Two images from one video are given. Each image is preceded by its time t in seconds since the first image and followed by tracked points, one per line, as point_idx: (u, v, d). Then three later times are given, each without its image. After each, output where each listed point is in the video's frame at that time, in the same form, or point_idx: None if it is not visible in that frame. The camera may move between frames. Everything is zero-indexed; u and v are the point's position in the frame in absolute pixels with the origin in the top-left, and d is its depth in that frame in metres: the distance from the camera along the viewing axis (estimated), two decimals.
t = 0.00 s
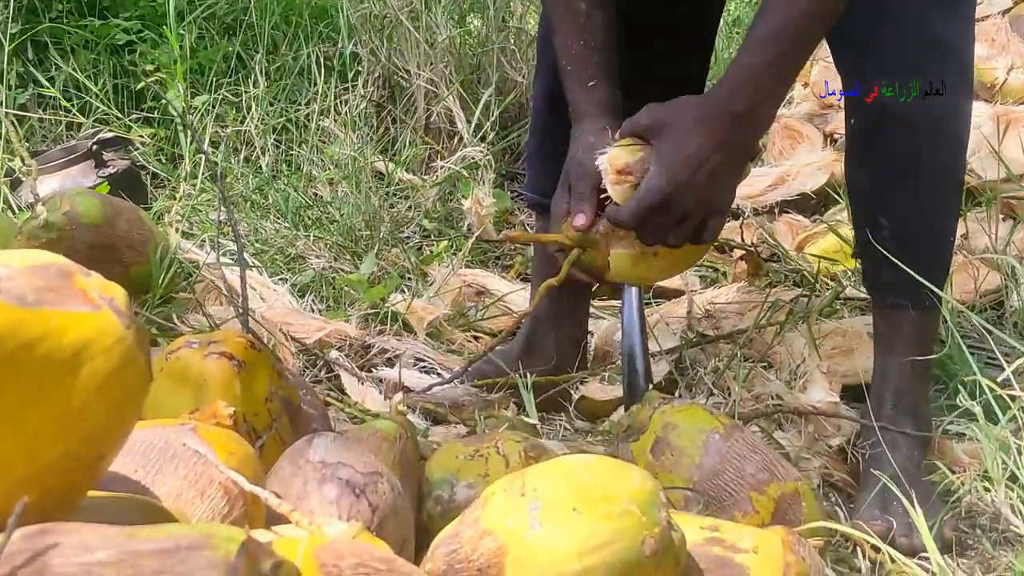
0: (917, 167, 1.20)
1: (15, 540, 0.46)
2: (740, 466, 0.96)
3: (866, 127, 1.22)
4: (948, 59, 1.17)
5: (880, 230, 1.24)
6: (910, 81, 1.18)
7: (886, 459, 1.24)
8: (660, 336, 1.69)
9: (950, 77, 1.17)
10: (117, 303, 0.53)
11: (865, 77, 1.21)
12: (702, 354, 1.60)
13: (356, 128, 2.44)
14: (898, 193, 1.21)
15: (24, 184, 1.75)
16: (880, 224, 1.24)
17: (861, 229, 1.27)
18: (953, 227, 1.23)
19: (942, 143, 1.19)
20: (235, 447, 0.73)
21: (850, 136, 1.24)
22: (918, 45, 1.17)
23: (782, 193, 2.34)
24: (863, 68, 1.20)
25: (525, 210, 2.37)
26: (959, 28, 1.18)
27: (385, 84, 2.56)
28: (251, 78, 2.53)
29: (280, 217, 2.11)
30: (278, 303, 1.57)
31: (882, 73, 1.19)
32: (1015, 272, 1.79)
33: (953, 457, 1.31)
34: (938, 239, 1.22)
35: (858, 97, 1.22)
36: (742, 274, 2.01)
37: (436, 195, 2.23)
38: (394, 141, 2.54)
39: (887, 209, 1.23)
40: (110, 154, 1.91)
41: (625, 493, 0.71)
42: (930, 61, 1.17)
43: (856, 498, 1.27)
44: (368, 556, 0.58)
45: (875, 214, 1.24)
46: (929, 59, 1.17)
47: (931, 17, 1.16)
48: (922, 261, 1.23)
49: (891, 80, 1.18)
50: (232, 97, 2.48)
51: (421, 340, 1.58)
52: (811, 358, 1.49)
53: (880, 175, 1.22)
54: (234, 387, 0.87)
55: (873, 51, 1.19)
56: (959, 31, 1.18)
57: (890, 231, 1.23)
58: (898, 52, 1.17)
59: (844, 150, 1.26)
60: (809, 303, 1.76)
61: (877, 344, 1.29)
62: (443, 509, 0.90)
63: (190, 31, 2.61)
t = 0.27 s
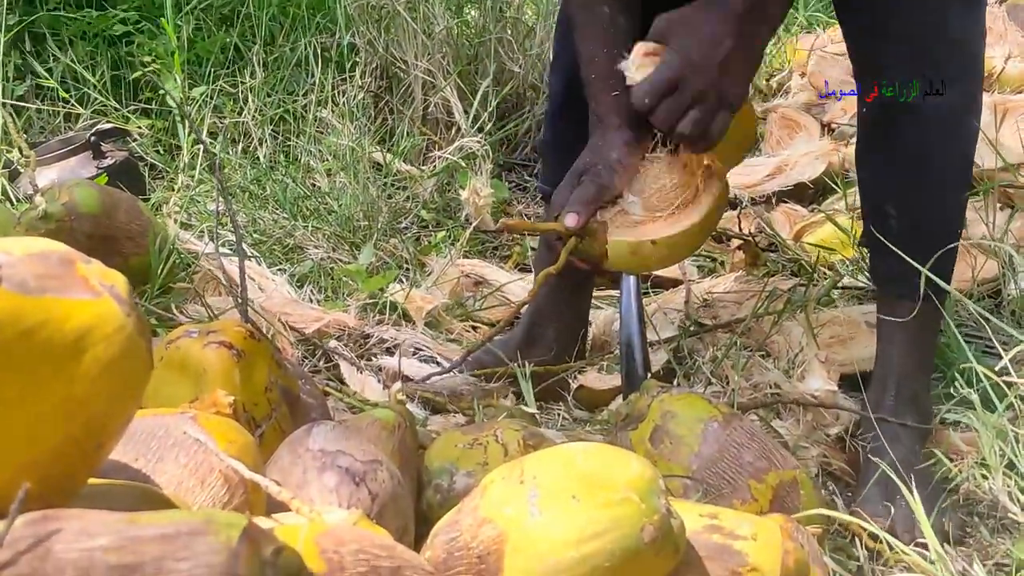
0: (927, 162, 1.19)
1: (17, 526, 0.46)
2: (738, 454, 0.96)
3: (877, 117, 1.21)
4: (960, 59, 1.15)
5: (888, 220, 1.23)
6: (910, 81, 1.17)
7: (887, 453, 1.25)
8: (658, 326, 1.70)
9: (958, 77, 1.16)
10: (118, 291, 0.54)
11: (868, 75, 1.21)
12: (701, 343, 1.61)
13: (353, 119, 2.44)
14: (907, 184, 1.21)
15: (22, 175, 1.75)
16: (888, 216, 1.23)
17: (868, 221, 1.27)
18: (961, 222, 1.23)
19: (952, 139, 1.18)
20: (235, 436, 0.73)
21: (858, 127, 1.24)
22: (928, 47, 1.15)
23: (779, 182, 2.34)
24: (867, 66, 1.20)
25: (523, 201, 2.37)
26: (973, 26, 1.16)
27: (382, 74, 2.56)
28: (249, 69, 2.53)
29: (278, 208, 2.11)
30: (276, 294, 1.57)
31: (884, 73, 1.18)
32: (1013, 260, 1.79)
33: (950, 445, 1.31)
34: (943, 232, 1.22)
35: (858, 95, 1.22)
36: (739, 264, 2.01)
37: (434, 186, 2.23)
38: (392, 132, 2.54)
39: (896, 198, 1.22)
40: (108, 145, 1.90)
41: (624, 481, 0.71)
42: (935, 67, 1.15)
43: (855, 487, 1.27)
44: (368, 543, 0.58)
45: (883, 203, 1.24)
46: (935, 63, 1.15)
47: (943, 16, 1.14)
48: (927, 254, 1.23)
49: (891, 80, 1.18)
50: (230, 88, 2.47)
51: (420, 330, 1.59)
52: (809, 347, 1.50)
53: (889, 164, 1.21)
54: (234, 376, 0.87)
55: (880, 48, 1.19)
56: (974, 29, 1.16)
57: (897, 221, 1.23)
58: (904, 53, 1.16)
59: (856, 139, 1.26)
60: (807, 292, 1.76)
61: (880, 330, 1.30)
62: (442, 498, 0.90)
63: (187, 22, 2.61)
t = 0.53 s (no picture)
0: (929, 153, 1.19)
1: (13, 519, 0.46)
2: (738, 447, 0.96)
3: (881, 110, 1.22)
4: (963, 57, 1.16)
5: (891, 212, 1.24)
6: (910, 81, 1.18)
7: (888, 445, 1.25)
8: (657, 319, 1.70)
9: (962, 74, 1.16)
10: (115, 284, 0.53)
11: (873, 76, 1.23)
12: (701, 336, 1.61)
13: (352, 112, 2.44)
14: (909, 173, 1.21)
15: (20, 168, 1.74)
16: (893, 207, 1.24)
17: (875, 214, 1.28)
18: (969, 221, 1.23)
19: (956, 132, 1.18)
20: (234, 429, 0.73)
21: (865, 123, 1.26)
22: (929, 46, 1.16)
23: (779, 174, 2.34)
24: (874, 67, 1.23)
25: (522, 193, 2.37)
26: (978, 25, 1.16)
27: (381, 67, 2.55)
28: (247, 62, 2.52)
29: (277, 201, 2.10)
30: (276, 287, 1.57)
31: (886, 73, 1.21)
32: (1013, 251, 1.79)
33: (950, 437, 1.31)
34: (948, 223, 1.22)
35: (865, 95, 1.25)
36: (739, 256, 2.01)
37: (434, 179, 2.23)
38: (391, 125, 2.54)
39: (899, 186, 1.23)
40: (106, 138, 1.90)
41: (623, 474, 0.71)
42: (936, 66, 1.16)
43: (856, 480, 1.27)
44: (367, 536, 0.58)
45: (888, 192, 1.24)
46: (935, 63, 1.16)
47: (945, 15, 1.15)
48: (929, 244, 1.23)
49: (891, 80, 1.19)
50: (228, 81, 2.47)
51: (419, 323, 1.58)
52: (808, 339, 1.49)
53: (894, 155, 1.22)
54: (232, 370, 0.87)
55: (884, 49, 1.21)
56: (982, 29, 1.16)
57: (899, 209, 1.23)
58: (905, 52, 1.18)
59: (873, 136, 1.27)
60: (807, 284, 1.76)
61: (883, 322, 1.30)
62: (442, 491, 0.89)
63: (185, 15, 2.60)
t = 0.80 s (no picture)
0: (931, 143, 1.21)
1: (16, 519, 0.46)
2: (739, 443, 0.96)
3: (882, 105, 1.23)
4: (961, 51, 1.17)
5: (894, 200, 1.25)
6: (910, 81, 1.20)
7: (890, 440, 1.25)
8: (657, 316, 1.70)
9: (960, 68, 1.18)
10: (116, 284, 0.53)
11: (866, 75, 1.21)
12: (701, 332, 1.61)
13: (351, 110, 2.43)
14: (912, 163, 1.22)
15: (19, 167, 1.74)
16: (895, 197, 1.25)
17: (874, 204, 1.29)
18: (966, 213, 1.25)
19: (957, 120, 1.19)
20: (235, 428, 0.73)
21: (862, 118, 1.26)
22: (930, 45, 1.18)
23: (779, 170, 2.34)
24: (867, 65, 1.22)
25: (521, 190, 2.37)
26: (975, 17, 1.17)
27: (379, 65, 2.55)
28: (246, 60, 2.52)
29: (276, 199, 2.10)
30: (276, 285, 1.57)
31: (883, 72, 1.20)
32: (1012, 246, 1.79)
33: (951, 433, 1.31)
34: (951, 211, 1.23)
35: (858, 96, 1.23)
36: (739, 253, 2.00)
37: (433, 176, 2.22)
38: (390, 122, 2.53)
39: (902, 176, 1.24)
40: (105, 137, 1.90)
41: (625, 470, 0.71)
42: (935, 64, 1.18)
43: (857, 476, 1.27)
44: (369, 534, 0.58)
45: (889, 183, 1.26)
46: (934, 62, 1.18)
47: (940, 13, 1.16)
48: (932, 233, 1.24)
49: (891, 80, 1.20)
50: (227, 80, 2.46)
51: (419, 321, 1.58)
52: (808, 335, 1.49)
53: (893, 145, 1.24)
54: (233, 368, 0.87)
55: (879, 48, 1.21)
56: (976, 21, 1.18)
57: (904, 199, 1.24)
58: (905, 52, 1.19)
59: (853, 124, 1.28)
60: (807, 280, 1.76)
61: (884, 318, 1.31)
62: (443, 489, 0.89)
63: (184, 13, 2.60)
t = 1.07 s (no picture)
0: (928, 139, 1.22)
1: (17, 519, 0.46)
2: (737, 441, 0.96)
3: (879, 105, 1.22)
4: (955, 49, 1.19)
5: (891, 197, 1.25)
6: (910, 80, 1.20)
7: (888, 438, 1.25)
8: (655, 313, 1.70)
9: (953, 66, 1.19)
10: (116, 285, 0.53)
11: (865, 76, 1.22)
12: (699, 330, 1.61)
13: (349, 108, 2.44)
14: (911, 159, 1.22)
15: (18, 168, 1.74)
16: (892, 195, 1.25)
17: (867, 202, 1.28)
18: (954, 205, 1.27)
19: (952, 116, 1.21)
20: (235, 427, 0.73)
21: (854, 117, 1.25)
22: (927, 45, 1.18)
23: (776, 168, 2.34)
24: (865, 66, 1.21)
25: (519, 187, 2.37)
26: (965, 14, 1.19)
27: (377, 63, 2.55)
28: (244, 59, 2.52)
29: (275, 198, 2.11)
30: (275, 284, 1.57)
31: (883, 72, 1.20)
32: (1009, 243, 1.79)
33: (948, 429, 1.32)
34: (944, 205, 1.24)
35: (857, 96, 1.23)
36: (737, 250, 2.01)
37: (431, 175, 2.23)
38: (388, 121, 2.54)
39: (897, 174, 1.24)
40: (104, 137, 1.90)
41: (623, 469, 0.72)
42: (931, 62, 1.19)
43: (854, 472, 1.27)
44: (369, 533, 0.59)
45: (884, 181, 1.25)
46: (933, 62, 1.19)
47: (936, 12, 1.17)
48: (926, 230, 1.25)
49: (891, 80, 1.20)
50: (225, 79, 2.47)
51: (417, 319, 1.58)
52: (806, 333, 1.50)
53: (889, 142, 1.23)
54: (232, 367, 0.87)
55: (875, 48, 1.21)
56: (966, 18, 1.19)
57: (901, 196, 1.24)
58: (903, 53, 1.19)
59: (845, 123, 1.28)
60: (804, 278, 1.76)
61: (881, 317, 1.31)
62: (442, 487, 0.89)
63: (182, 12, 2.60)
